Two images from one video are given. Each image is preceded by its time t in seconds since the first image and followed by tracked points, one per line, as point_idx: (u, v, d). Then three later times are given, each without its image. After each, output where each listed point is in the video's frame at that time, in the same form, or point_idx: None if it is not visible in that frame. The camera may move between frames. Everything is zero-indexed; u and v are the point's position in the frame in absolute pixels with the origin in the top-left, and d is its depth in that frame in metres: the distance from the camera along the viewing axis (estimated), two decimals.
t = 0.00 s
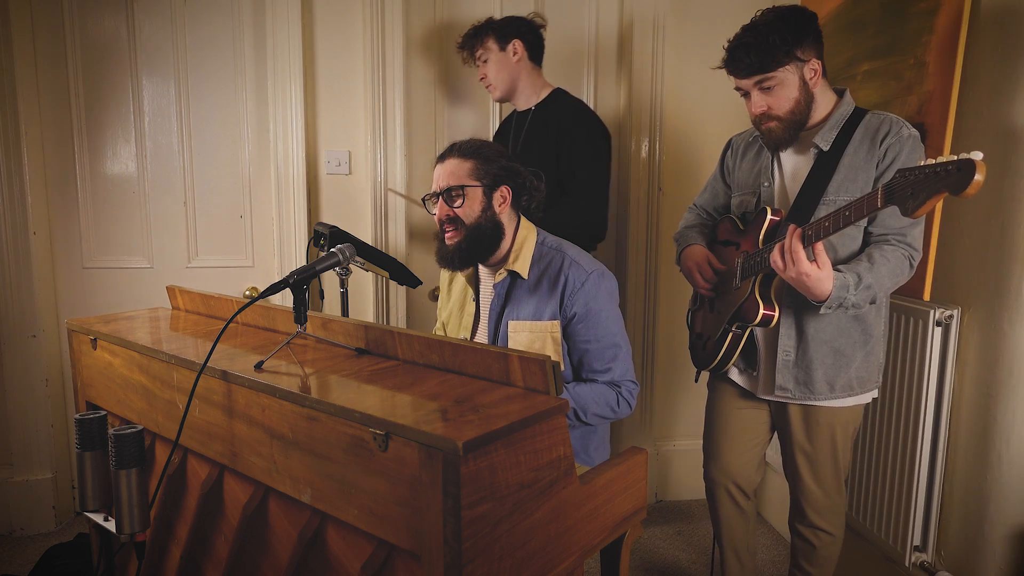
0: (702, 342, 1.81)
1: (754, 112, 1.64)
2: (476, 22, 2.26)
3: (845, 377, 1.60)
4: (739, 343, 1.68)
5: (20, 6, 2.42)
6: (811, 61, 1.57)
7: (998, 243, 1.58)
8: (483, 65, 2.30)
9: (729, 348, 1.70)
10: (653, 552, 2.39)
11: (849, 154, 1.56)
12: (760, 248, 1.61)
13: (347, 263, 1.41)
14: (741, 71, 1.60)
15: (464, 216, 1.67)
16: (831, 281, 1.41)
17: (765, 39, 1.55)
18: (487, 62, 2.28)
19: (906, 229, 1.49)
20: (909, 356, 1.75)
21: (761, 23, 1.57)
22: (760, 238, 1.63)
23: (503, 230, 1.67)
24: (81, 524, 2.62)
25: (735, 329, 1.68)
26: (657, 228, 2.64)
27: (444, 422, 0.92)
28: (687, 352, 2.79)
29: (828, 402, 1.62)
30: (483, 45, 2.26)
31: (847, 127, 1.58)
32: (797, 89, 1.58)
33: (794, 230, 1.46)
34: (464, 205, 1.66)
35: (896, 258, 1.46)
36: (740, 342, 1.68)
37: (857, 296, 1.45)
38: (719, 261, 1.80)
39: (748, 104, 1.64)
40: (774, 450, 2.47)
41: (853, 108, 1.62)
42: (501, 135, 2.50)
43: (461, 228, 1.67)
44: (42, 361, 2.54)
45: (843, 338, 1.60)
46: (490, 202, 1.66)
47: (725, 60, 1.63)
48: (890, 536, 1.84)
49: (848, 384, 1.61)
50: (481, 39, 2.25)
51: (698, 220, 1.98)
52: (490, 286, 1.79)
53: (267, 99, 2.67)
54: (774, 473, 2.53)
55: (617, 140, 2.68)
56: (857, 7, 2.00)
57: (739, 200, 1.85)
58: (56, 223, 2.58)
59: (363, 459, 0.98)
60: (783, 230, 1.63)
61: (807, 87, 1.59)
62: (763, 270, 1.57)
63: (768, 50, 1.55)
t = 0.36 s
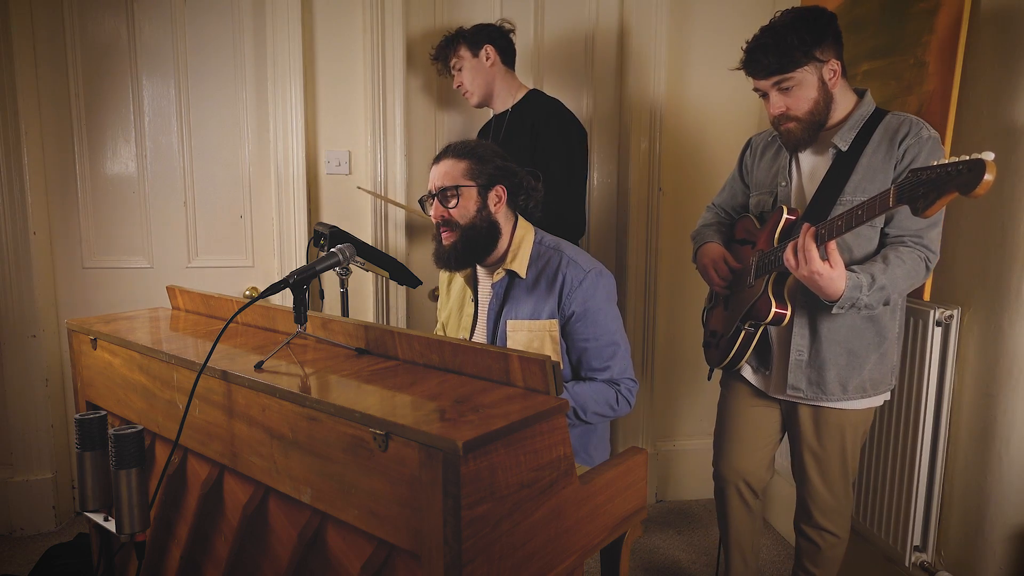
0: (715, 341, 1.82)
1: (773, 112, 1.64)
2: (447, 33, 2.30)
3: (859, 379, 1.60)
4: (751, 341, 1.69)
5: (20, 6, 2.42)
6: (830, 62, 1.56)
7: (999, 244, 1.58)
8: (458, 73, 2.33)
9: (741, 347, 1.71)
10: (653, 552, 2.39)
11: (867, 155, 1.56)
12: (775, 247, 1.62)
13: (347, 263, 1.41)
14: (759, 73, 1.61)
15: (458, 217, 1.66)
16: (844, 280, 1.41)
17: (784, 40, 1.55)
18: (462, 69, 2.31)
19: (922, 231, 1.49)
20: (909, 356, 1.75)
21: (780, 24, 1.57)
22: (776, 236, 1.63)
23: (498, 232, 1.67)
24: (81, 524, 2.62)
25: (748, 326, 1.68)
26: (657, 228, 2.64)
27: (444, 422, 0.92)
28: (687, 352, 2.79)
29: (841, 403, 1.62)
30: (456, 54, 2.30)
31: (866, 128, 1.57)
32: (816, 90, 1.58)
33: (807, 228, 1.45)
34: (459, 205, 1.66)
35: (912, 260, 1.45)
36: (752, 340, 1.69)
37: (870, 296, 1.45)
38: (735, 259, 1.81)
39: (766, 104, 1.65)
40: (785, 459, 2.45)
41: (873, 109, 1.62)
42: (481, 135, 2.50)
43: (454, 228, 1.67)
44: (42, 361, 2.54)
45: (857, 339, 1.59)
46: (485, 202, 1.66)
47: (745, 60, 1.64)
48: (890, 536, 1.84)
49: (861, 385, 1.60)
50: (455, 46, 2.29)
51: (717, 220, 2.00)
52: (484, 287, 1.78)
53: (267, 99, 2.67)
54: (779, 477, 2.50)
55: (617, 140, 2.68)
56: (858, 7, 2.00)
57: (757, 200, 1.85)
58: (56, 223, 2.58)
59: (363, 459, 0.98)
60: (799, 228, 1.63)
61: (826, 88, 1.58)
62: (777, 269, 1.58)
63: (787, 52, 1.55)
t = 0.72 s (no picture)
0: (722, 340, 1.83)
1: (782, 117, 1.65)
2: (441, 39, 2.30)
3: (866, 379, 1.60)
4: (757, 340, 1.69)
5: (19, 6, 2.42)
6: (838, 65, 1.56)
7: (999, 243, 1.58)
8: (453, 77, 2.33)
9: (747, 346, 1.71)
10: (653, 553, 2.39)
11: (875, 156, 1.56)
12: (781, 247, 1.62)
13: (347, 263, 1.41)
14: (767, 78, 1.61)
15: (462, 215, 1.66)
16: (847, 279, 1.40)
17: (791, 45, 1.55)
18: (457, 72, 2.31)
19: (928, 232, 1.48)
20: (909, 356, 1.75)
21: (787, 28, 1.57)
22: (781, 237, 1.64)
23: (502, 230, 1.67)
24: (81, 524, 2.62)
25: (754, 326, 1.68)
26: (657, 229, 2.64)
27: (444, 422, 0.92)
28: (686, 352, 2.79)
29: (847, 403, 1.62)
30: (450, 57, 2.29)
31: (875, 129, 1.57)
32: (825, 93, 1.58)
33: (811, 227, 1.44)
34: (462, 203, 1.66)
35: (918, 261, 1.45)
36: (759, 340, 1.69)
37: (874, 296, 1.45)
38: (742, 258, 1.81)
39: (776, 109, 1.65)
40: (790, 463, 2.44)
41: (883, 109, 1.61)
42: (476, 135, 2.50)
43: (459, 227, 1.67)
44: (42, 361, 2.54)
45: (863, 339, 1.59)
46: (488, 201, 1.66)
47: (752, 66, 1.64)
48: (890, 536, 1.84)
49: (868, 386, 1.60)
50: (448, 50, 2.28)
51: (724, 220, 2.00)
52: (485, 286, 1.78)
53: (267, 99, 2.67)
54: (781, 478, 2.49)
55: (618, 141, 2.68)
56: (858, 7, 1.99)
57: (765, 200, 1.85)
58: (56, 223, 2.58)
59: (363, 459, 0.98)
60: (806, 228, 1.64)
61: (835, 91, 1.59)
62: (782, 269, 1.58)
63: (794, 57, 1.55)
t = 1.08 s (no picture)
0: (725, 340, 1.83)
1: (790, 118, 1.64)
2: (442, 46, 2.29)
3: (867, 379, 1.60)
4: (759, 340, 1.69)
5: (20, 6, 2.42)
6: (846, 64, 1.56)
7: (998, 244, 1.58)
8: (457, 81, 2.32)
9: (749, 346, 1.71)
10: (653, 553, 2.39)
11: (878, 157, 1.56)
12: (783, 246, 1.62)
13: (347, 263, 1.41)
14: (774, 79, 1.60)
15: (463, 216, 1.66)
16: (849, 279, 1.41)
17: (798, 45, 1.56)
18: (461, 77, 2.30)
19: (928, 233, 1.48)
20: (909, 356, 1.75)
21: (794, 30, 1.58)
22: (783, 237, 1.64)
23: (502, 230, 1.67)
24: (81, 524, 2.62)
25: (756, 325, 1.68)
26: (657, 229, 2.64)
27: (444, 422, 0.92)
28: (686, 352, 2.79)
29: (848, 403, 1.62)
30: (453, 62, 2.29)
31: (879, 130, 1.57)
32: (833, 92, 1.58)
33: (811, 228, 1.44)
34: (463, 205, 1.66)
35: (918, 262, 1.45)
36: (760, 340, 1.69)
37: (875, 296, 1.45)
38: (744, 259, 1.81)
39: (784, 110, 1.64)
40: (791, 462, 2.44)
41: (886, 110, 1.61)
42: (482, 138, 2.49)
43: (460, 228, 1.68)
44: (42, 361, 2.54)
45: (863, 339, 1.59)
46: (489, 202, 1.66)
47: (759, 68, 1.63)
48: (890, 536, 1.84)
49: (869, 386, 1.60)
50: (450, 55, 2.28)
51: (727, 220, 2.00)
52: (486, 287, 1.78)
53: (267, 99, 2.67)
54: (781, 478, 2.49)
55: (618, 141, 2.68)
56: (858, 7, 1.99)
57: (768, 200, 1.86)
58: (57, 223, 2.58)
59: (363, 459, 0.98)
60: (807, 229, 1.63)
61: (843, 90, 1.58)
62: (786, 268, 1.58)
63: (802, 56, 1.55)
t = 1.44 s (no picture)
0: (724, 339, 1.83)
1: (786, 118, 1.64)
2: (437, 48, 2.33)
3: (860, 380, 1.60)
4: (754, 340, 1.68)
5: (20, 6, 2.42)
6: (841, 64, 1.56)
7: (999, 244, 1.58)
8: (453, 86, 2.35)
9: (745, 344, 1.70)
10: (653, 553, 2.39)
11: (875, 158, 1.56)
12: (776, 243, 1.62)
13: (347, 263, 1.41)
14: (769, 79, 1.61)
15: (467, 215, 1.66)
16: (837, 275, 1.41)
17: (793, 45, 1.56)
18: (456, 81, 2.32)
19: (921, 235, 1.48)
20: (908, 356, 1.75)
21: (789, 30, 1.58)
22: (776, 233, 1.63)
23: (506, 229, 1.67)
24: (81, 524, 2.62)
25: (751, 325, 1.68)
26: (657, 228, 2.64)
27: (444, 423, 0.92)
28: (686, 352, 2.79)
29: (841, 404, 1.62)
30: (448, 68, 2.31)
31: (877, 131, 1.57)
32: (828, 92, 1.58)
33: (798, 226, 1.46)
34: (467, 203, 1.66)
35: (910, 264, 1.45)
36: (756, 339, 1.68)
37: (864, 295, 1.44)
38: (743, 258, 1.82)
39: (779, 110, 1.64)
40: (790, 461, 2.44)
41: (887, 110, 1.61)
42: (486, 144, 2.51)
43: (463, 227, 1.67)
44: (42, 361, 2.54)
45: (859, 341, 1.60)
46: (493, 201, 1.66)
47: (755, 68, 1.64)
48: (890, 536, 1.84)
49: (862, 387, 1.60)
50: (445, 61, 2.30)
51: (727, 218, 2.01)
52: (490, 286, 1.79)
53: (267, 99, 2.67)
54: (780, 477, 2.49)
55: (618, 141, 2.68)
56: (858, 7, 1.99)
57: (768, 200, 1.86)
58: (57, 222, 2.58)
59: (363, 459, 0.98)
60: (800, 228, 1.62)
61: (838, 90, 1.58)
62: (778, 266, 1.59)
63: (796, 57, 1.55)
